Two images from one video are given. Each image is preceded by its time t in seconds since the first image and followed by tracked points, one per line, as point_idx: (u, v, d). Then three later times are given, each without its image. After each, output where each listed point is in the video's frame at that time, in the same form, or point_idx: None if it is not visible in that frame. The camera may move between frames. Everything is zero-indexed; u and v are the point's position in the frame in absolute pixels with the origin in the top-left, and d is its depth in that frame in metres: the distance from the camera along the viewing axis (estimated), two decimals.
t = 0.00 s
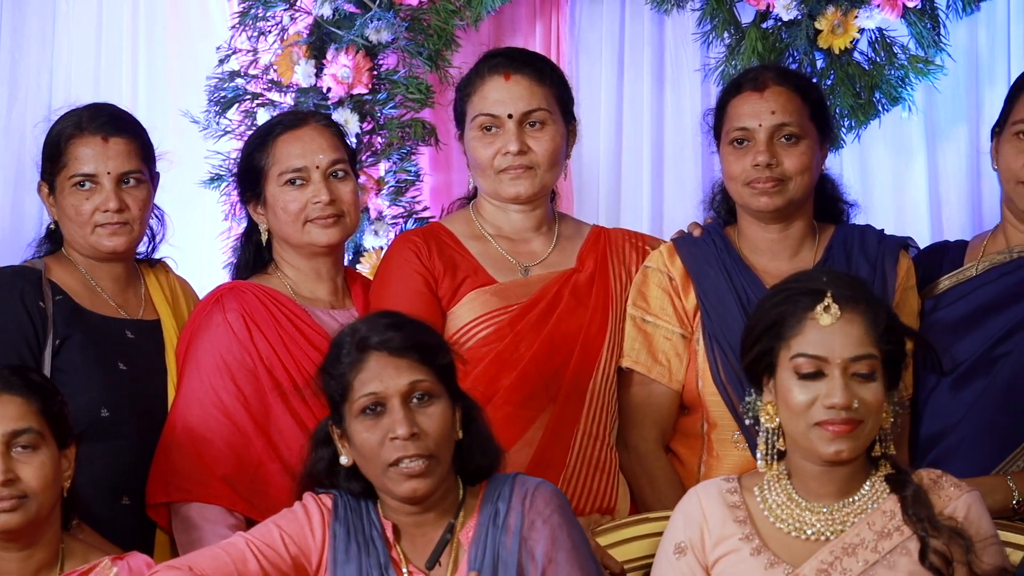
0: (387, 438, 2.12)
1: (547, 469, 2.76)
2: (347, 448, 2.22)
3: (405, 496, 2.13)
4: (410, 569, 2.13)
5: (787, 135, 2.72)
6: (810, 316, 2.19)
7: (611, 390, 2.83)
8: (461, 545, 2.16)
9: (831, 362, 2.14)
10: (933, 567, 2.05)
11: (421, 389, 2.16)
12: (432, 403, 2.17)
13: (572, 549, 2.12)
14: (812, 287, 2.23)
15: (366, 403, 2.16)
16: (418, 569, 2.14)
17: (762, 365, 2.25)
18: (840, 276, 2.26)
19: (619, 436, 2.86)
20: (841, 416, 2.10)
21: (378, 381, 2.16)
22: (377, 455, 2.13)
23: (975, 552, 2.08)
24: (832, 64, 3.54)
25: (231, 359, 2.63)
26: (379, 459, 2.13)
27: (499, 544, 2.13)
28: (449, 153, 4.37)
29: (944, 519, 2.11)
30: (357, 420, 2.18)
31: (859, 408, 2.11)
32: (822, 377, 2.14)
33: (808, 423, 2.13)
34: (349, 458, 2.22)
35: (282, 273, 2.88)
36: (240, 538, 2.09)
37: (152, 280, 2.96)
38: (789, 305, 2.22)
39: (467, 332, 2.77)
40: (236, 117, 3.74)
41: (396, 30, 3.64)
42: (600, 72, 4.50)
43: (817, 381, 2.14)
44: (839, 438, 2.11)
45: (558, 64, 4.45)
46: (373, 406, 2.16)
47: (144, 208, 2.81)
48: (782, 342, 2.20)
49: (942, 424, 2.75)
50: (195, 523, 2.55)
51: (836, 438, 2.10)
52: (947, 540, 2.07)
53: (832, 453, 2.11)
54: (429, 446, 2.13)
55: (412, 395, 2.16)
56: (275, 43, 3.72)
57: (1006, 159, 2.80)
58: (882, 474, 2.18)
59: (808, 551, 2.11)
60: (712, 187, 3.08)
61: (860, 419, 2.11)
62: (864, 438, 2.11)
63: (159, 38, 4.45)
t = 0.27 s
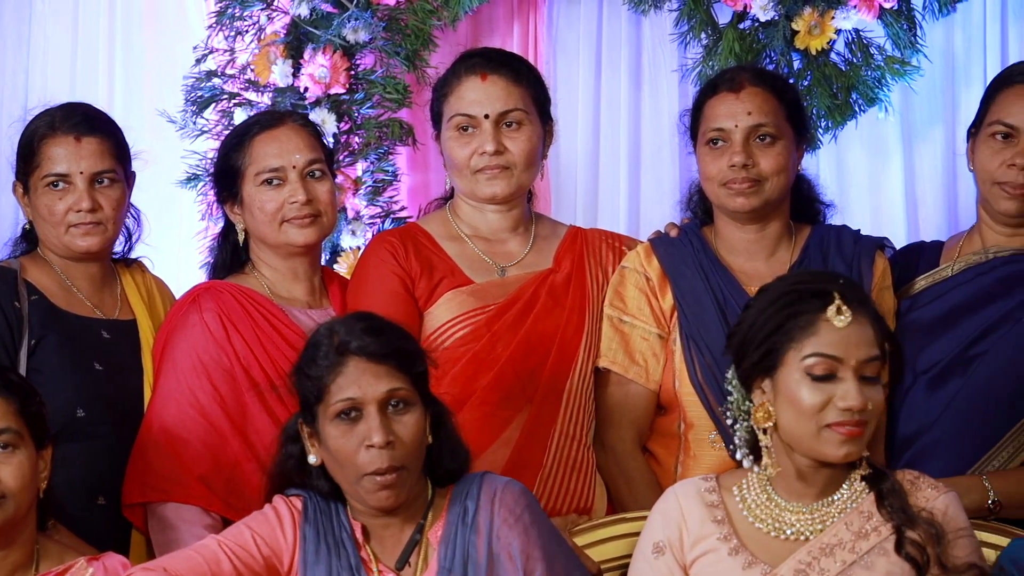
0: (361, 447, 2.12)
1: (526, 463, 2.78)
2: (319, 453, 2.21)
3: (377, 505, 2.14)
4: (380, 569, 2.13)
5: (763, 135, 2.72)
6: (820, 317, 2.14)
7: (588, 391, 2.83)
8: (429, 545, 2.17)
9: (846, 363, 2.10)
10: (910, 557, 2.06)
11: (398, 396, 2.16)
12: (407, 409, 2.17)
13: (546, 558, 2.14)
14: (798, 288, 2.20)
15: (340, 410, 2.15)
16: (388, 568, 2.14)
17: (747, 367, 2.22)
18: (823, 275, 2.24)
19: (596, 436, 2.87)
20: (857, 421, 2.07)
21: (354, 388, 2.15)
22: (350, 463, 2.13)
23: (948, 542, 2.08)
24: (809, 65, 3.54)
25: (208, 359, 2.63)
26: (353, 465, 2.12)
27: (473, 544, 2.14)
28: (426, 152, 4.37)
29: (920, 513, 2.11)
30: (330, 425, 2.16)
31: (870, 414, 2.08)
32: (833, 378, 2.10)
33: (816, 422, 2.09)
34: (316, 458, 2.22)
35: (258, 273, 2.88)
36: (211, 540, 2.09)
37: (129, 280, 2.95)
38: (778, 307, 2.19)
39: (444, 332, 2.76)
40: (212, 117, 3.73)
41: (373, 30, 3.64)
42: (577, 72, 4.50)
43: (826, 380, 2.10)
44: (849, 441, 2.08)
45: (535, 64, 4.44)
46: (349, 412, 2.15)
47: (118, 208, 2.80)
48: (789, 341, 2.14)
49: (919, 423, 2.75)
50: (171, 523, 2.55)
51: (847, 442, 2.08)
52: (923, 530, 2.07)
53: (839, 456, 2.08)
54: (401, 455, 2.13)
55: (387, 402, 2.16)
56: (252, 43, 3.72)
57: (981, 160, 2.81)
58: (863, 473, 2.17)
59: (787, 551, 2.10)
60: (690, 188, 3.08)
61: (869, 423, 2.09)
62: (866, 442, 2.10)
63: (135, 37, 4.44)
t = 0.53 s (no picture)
0: (342, 448, 2.12)
1: (506, 463, 2.77)
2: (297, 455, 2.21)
3: (358, 506, 2.13)
4: (358, 569, 2.13)
5: (739, 135, 2.73)
6: (726, 316, 2.19)
7: (567, 391, 2.83)
8: (406, 544, 2.17)
9: (738, 358, 2.14)
10: None
11: (380, 400, 2.17)
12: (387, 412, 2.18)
13: (521, 553, 2.14)
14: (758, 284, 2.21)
15: (322, 413, 2.15)
16: (366, 569, 2.14)
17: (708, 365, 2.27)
18: (798, 278, 2.23)
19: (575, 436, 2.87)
20: (744, 416, 2.11)
21: (336, 393, 2.15)
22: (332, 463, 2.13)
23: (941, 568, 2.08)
24: (787, 66, 3.55)
25: (186, 359, 2.62)
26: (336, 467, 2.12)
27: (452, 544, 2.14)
28: (405, 153, 4.37)
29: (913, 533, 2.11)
30: (312, 428, 2.16)
31: (760, 407, 2.10)
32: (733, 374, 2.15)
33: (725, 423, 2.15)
34: (294, 459, 2.22)
35: (237, 273, 2.87)
36: (188, 541, 2.08)
37: (106, 280, 2.94)
38: (721, 302, 2.22)
39: (422, 332, 2.76)
40: (190, 117, 3.72)
41: (352, 30, 3.64)
42: (556, 73, 4.50)
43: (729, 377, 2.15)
44: (751, 437, 2.11)
45: (515, 66, 4.43)
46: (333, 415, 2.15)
47: (96, 208, 2.80)
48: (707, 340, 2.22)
49: (897, 423, 2.73)
50: (150, 523, 2.54)
51: (748, 442, 2.11)
52: (913, 553, 2.07)
53: (748, 457, 2.12)
54: (383, 458, 2.13)
55: (368, 406, 2.16)
56: (231, 43, 3.71)
57: (958, 161, 2.82)
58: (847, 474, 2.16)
59: (768, 549, 2.10)
60: (668, 188, 3.09)
61: (769, 418, 2.10)
62: (779, 439, 2.10)
63: (113, 37, 4.42)
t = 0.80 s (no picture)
0: (326, 446, 2.11)
1: (482, 468, 2.76)
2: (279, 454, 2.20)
3: (341, 505, 2.13)
4: (337, 569, 2.13)
5: (718, 135, 2.73)
6: (694, 314, 2.21)
7: (547, 391, 2.83)
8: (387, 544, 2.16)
9: (712, 351, 2.15)
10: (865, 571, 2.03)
11: (362, 398, 2.17)
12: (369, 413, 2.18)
13: (499, 540, 2.14)
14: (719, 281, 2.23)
15: (306, 412, 2.14)
16: (345, 569, 2.14)
17: (673, 368, 2.29)
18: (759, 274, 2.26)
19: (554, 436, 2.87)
20: (725, 407, 2.11)
21: (319, 391, 2.15)
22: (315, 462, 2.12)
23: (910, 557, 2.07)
24: (768, 66, 3.56)
25: (166, 357, 2.62)
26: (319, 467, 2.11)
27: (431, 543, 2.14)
28: (385, 153, 4.37)
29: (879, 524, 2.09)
30: (295, 430, 2.15)
31: (741, 395, 2.11)
32: (708, 368, 2.16)
33: (699, 415, 2.14)
34: (276, 459, 2.21)
35: (217, 273, 2.87)
36: (168, 542, 2.08)
37: (86, 279, 2.93)
38: (683, 302, 2.24)
39: (402, 332, 2.77)
40: (171, 116, 3.71)
41: (332, 29, 3.63)
42: (537, 73, 4.50)
43: (703, 370, 2.16)
44: (732, 426, 2.11)
45: (495, 65, 4.46)
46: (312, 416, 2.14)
47: (76, 208, 2.80)
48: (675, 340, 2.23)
49: (877, 421, 2.76)
50: (129, 523, 2.53)
51: (728, 430, 2.11)
52: (880, 544, 2.04)
53: (727, 446, 2.11)
54: (365, 456, 2.13)
55: (349, 406, 2.16)
56: (211, 42, 3.71)
57: (937, 161, 2.82)
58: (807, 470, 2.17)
59: (740, 549, 2.09)
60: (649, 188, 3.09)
61: (749, 406, 2.11)
62: (760, 427, 2.10)
63: (93, 36, 4.42)
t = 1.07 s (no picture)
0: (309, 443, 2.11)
1: (463, 463, 2.78)
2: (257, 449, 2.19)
3: (322, 501, 2.13)
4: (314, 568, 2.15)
5: (696, 135, 2.74)
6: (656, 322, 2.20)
7: (527, 390, 2.83)
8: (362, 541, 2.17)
9: (672, 359, 2.15)
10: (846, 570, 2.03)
11: (342, 395, 2.17)
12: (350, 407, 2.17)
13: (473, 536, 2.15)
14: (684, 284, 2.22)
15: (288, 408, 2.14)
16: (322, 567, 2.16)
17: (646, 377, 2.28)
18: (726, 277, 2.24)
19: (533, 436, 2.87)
20: (688, 414, 2.11)
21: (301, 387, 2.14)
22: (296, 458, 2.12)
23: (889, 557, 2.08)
24: (747, 66, 3.56)
25: (144, 357, 2.61)
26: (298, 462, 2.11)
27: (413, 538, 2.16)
28: (364, 152, 4.37)
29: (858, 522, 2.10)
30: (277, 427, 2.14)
31: (703, 401, 2.11)
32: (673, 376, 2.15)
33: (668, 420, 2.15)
34: (255, 456, 2.20)
35: (195, 272, 2.87)
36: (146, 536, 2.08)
37: (64, 279, 2.92)
38: (649, 308, 2.23)
39: (380, 332, 2.76)
40: (149, 115, 3.70)
41: (311, 29, 3.63)
42: (516, 73, 4.50)
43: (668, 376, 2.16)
44: (698, 432, 2.11)
45: (475, 66, 4.43)
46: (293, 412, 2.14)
47: (53, 207, 2.79)
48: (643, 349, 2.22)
49: (855, 421, 2.77)
50: (106, 523, 2.53)
51: (694, 433, 2.11)
52: (861, 543, 2.05)
53: (695, 449, 2.11)
54: (347, 452, 2.13)
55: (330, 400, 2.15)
56: (189, 41, 3.70)
57: (915, 161, 2.83)
58: (786, 467, 2.16)
59: (722, 549, 2.09)
60: (628, 188, 3.09)
61: (714, 410, 2.10)
62: (726, 430, 2.10)
63: (72, 35, 4.41)
